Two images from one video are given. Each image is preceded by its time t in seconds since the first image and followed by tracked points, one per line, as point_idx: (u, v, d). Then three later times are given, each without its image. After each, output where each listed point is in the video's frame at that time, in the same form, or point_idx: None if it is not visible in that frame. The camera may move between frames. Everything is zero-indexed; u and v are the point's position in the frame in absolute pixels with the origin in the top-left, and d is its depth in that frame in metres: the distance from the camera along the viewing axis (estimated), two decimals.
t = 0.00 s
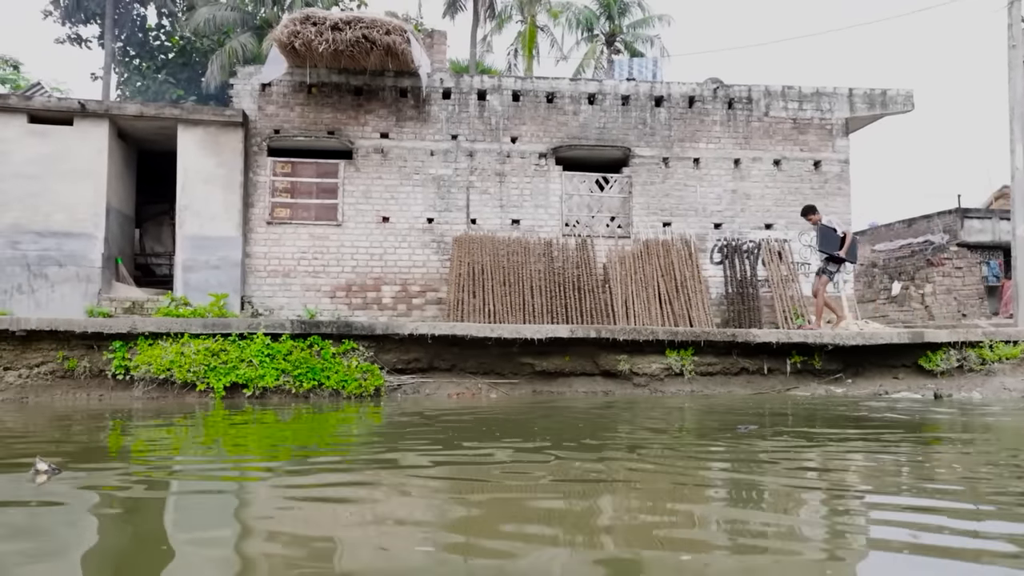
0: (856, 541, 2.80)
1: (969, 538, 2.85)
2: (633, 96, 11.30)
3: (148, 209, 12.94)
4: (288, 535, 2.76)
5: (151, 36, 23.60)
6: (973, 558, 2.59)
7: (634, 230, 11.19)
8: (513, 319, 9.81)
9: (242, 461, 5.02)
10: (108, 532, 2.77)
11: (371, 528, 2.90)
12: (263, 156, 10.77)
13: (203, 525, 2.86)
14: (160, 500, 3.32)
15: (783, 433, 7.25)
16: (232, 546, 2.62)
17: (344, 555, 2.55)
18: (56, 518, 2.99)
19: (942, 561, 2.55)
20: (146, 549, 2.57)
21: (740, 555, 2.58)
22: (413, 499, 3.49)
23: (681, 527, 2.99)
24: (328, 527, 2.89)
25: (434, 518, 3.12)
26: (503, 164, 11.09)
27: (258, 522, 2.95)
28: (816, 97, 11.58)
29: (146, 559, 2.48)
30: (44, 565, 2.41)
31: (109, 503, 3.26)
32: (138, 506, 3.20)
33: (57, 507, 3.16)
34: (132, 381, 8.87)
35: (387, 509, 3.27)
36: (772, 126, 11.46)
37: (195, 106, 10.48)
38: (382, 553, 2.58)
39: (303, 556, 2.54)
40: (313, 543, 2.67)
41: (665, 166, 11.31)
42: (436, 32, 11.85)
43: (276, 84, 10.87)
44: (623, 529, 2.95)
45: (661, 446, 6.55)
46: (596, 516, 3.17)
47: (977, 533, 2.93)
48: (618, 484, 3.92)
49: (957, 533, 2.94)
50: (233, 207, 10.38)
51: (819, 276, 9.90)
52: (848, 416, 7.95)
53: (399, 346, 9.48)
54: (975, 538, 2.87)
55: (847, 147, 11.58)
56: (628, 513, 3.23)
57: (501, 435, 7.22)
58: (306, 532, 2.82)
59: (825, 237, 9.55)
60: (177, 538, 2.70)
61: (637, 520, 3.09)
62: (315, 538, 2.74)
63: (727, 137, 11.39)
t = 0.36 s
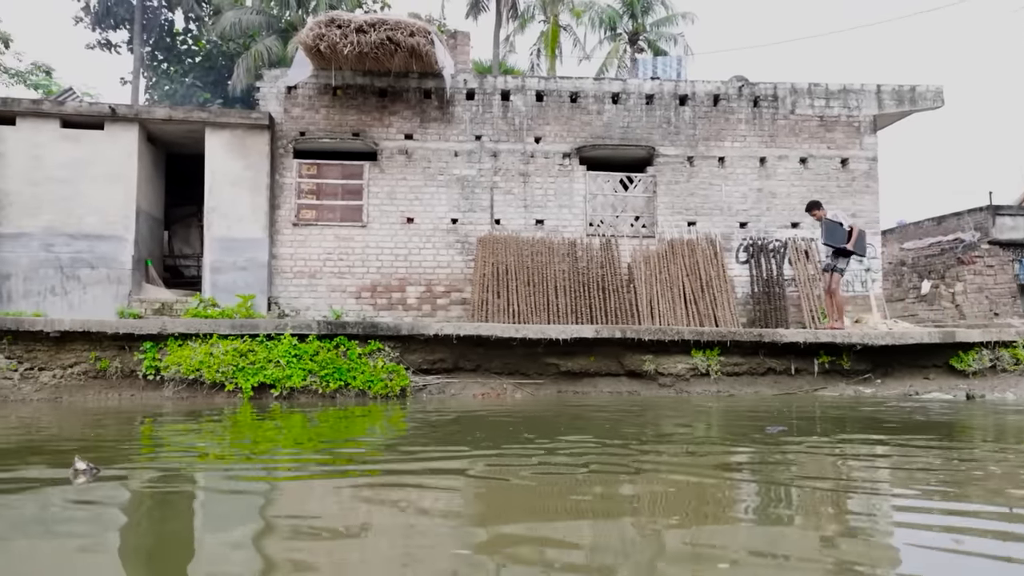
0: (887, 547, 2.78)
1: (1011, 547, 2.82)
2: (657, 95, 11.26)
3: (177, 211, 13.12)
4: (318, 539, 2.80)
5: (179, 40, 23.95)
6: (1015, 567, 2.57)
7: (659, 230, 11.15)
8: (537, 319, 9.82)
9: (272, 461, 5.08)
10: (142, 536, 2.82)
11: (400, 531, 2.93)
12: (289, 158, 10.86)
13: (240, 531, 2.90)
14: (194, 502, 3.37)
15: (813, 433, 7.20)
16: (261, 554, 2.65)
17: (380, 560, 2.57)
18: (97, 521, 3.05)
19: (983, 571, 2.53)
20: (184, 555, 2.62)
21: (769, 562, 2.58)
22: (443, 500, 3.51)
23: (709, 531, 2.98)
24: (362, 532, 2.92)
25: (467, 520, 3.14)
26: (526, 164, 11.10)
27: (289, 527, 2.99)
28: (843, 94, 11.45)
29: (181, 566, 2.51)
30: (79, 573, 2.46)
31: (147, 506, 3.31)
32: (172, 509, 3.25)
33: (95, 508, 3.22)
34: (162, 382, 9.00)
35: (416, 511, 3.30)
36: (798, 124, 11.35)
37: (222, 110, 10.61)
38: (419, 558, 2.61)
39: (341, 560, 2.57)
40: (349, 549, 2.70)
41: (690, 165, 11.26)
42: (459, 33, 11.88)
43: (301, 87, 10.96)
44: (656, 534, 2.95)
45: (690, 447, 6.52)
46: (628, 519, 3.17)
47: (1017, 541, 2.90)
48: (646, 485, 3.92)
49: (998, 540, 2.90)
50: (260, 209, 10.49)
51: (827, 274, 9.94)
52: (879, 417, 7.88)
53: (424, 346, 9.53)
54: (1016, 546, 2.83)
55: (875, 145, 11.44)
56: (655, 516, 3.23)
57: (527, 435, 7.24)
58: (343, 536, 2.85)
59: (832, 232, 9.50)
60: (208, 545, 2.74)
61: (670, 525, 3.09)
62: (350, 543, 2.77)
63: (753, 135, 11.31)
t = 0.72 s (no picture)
0: (910, 548, 2.75)
1: None
2: (675, 93, 11.21)
3: (197, 211, 13.25)
4: (339, 533, 2.81)
5: (199, 42, 24.20)
6: None
7: (677, 228, 11.10)
8: (555, 318, 9.80)
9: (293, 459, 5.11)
10: (165, 530, 2.85)
11: (418, 526, 2.92)
12: (308, 159, 10.93)
13: (263, 526, 2.91)
14: (216, 498, 3.37)
15: (834, 433, 7.14)
16: (276, 549, 2.63)
17: (405, 555, 2.58)
18: (124, 515, 3.08)
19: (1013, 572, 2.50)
20: (208, 548, 2.64)
21: (789, 562, 2.54)
22: (462, 498, 3.51)
23: (726, 531, 2.95)
24: (385, 527, 2.93)
25: (490, 517, 3.15)
26: (544, 163, 11.10)
27: (306, 522, 2.98)
28: (864, 91, 11.35)
29: (205, 559, 2.53)
30: (105, 565, 2.48)
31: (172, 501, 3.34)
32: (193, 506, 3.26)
33: (118, 504, 3.24)
34: (184, 381, 9.08)
35: (435, 510, 3.30)
36: (818, 121, 11.26)
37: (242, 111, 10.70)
38: (442, 553, 2.62)
39: (366, 555, 2.58)
40: (373, 544, 2.70)
41: (708, 163, 11.21)
42: (477, 33, 11.90)
43: (320, 88, 11.03)
44: (679, 532, 2.94)
45: (711, 447, 6.48)
46: (651, 517, 3.16)
47: None
48: (667, 484, 3.90)
49: None
50: (279, 209, 10.57)
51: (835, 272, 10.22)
52: (901, 417, 7.80)
53: (443, 345, 9.55)
54: None
55: (896, 142, 11.32)
56: (672, 514, 3.20)
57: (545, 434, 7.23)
58: (367, 531, 2.86)
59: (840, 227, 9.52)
60: (225, 541, 2.73)
61: (693, 523, 3.07)
62: (374, 538, 2.78)
63: (772, 132, 11.23)
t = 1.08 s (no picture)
0: (922, 547, 2.73)
1: None
2: (685, 92, 11.18)
3: (208, 212, 13.31)
4: (350, 530, 2.81)
5: (210, 43, 24.33)
6: None
7: (688, 228, 11.07)
8: (565, 318, 9.79)
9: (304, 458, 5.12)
10: (177, 526, 2.85)
11: (427, 526, 2.91)
12: (318, 159, 10.96)
13: (274, 523, 2.92)
14: (228, 496, 3.38)
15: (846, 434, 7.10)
16: (286, 546, 2.64)
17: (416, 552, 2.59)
18: (137, 512, 3.09)
19: None
20: (219, 544, 2.64)
21: (799, 561, 2.53)
22: (472, 497, 3.51)
23: (737, 531, 2.94)
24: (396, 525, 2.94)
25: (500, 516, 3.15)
26: (554, 163, 11.09)
27: (316, 521, 2.96)
28: (876, 89, 11.28)
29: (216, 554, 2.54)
30: (119, 560, 2.49)
31: (185, 498, 3.35)
32: (204, 505, 3.25)
33: (130, 501, 3.24)
34: (195, 380, 9.13)
35: (445, 508, 3.31)
36: (830, 120, 11.20)
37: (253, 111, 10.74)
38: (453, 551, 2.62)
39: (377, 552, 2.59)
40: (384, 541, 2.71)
41: (719, 163, 11.17)
42: (487, 33, 11.91)
43: (330, 88, 11.06)
44: (690, 531, 2.92)
45: (722, 447, 6.46)
46: (661, 517, 3.15)
47: None
48: (678, 485, 3.88)
49: None
50: (290, 209, 10.61)
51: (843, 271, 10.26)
52: (914, 417, 7.75)
53: (453, 345, 9.56)
54: None
55: (909, 140, 11.25)
56: (683, 514, 3.19)
57: (555, 434, 7.23)
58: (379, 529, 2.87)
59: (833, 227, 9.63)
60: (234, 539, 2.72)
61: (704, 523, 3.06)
62: (383, 535, 2.78)
63: (784, 131, 11.19)
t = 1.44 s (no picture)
0: (932, 548, 2.73)
1: None
2: (693, 92, 11.17)
3: (216, 213, 13.36)
4: (361, 533, 2.82)
5: (217, 45, 24.38)
6: None
7: (695, 228, 11.06)
8: (572, 318, 9.78)
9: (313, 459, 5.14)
10: (189, 531, 2.87)
11: (436, 528, 2.92)
12: (326, 160, 10.98)
13: (284, 527, 2.93)
14: (238, 498, 3.39)
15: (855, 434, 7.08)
16: (296, 549, 2.65)
17: (427, 555, 2.59)
18: (148, 515, 3.11)
19: None
20: (232, 549, 2.66)
21: (810, 564, 2.53)
22: (481, 499, 3.51)
23: (747, 533, 2.94)
24: (406, 528, 2.94)
25: (510, 518, 3.15)
26: (561, 164, 11.09)
27: (326, 524, 2.97)
28: (884, 89, 11.25)
29: (228, 558, 2.55)
30: (131, 564, 2.51)
31: (195, 500, 3.37)
32: (214, 508, 3.26)
33: (140, 503, 3.25)
34: (203, 381, 9.16)
35: (456, 510, 3.32)
36: (838, 120, 11.16)
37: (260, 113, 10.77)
38: (463, 553, 2.62)
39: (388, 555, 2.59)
40: (394, 544, 2.71)
41: (726, 163, 11.15)
42: (493, 34, 11.92)
43: (337, 89, 11.08)
44: (700, 533, 2.92)
45: (730, 448, 6.46)
46: (671, 519, 3.14)
47: None
48: (688, 486, 3.88)
49: None
50: (297, 210, 10.63)
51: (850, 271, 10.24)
52: (924, 418, 7.73)
53: (460, 346, 9.57)
54: None
55: (917, 140, 11.21)
56: (693, 515, 3.19)
57: (563, 435, 7.23)
58: (389, 532, 2.87)
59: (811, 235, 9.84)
60: (244, 543, 2.72)
61: (714, 524, 3.06)
62: (394, 538, 2.79)
63: (791, 131, 11.16)
